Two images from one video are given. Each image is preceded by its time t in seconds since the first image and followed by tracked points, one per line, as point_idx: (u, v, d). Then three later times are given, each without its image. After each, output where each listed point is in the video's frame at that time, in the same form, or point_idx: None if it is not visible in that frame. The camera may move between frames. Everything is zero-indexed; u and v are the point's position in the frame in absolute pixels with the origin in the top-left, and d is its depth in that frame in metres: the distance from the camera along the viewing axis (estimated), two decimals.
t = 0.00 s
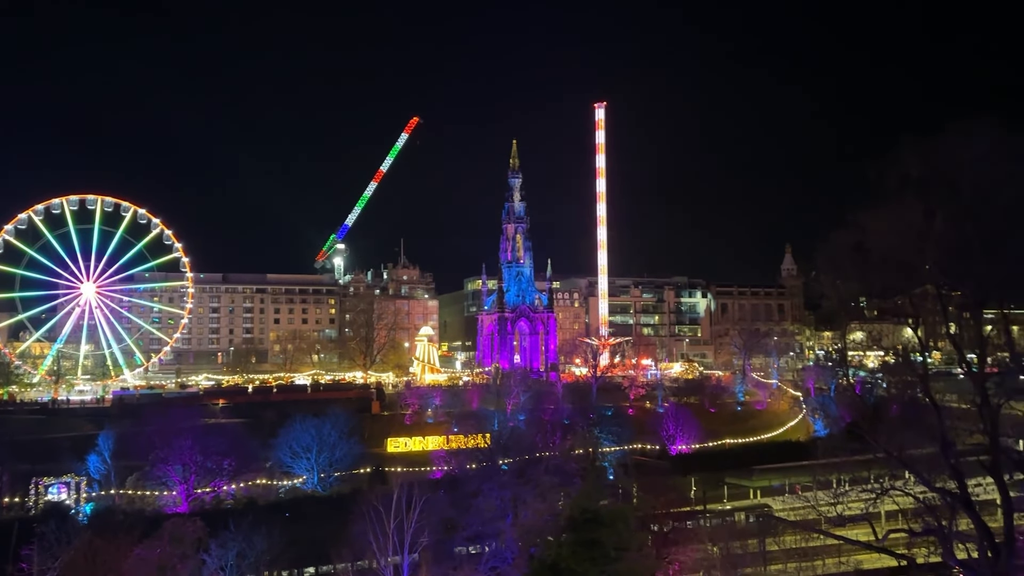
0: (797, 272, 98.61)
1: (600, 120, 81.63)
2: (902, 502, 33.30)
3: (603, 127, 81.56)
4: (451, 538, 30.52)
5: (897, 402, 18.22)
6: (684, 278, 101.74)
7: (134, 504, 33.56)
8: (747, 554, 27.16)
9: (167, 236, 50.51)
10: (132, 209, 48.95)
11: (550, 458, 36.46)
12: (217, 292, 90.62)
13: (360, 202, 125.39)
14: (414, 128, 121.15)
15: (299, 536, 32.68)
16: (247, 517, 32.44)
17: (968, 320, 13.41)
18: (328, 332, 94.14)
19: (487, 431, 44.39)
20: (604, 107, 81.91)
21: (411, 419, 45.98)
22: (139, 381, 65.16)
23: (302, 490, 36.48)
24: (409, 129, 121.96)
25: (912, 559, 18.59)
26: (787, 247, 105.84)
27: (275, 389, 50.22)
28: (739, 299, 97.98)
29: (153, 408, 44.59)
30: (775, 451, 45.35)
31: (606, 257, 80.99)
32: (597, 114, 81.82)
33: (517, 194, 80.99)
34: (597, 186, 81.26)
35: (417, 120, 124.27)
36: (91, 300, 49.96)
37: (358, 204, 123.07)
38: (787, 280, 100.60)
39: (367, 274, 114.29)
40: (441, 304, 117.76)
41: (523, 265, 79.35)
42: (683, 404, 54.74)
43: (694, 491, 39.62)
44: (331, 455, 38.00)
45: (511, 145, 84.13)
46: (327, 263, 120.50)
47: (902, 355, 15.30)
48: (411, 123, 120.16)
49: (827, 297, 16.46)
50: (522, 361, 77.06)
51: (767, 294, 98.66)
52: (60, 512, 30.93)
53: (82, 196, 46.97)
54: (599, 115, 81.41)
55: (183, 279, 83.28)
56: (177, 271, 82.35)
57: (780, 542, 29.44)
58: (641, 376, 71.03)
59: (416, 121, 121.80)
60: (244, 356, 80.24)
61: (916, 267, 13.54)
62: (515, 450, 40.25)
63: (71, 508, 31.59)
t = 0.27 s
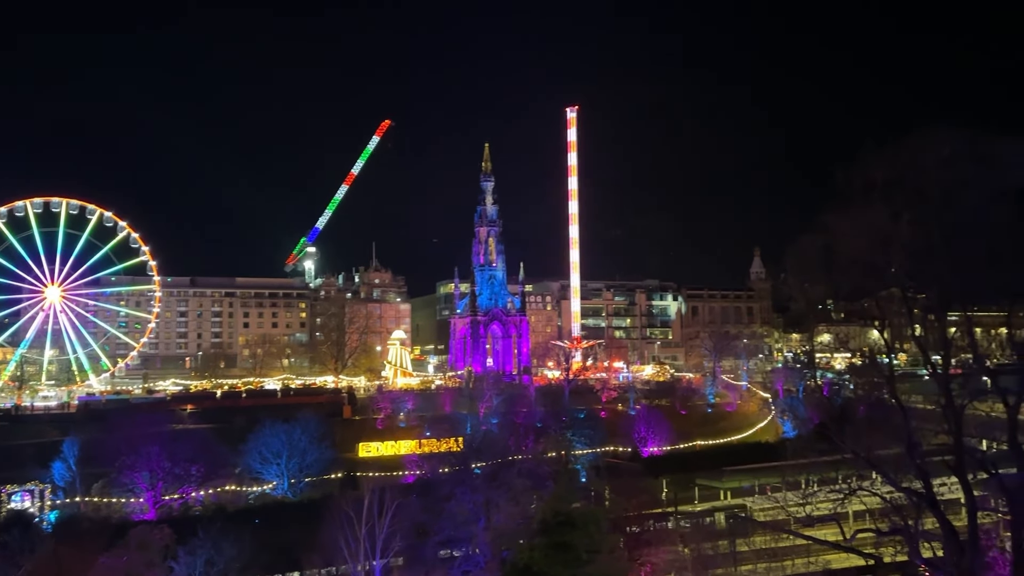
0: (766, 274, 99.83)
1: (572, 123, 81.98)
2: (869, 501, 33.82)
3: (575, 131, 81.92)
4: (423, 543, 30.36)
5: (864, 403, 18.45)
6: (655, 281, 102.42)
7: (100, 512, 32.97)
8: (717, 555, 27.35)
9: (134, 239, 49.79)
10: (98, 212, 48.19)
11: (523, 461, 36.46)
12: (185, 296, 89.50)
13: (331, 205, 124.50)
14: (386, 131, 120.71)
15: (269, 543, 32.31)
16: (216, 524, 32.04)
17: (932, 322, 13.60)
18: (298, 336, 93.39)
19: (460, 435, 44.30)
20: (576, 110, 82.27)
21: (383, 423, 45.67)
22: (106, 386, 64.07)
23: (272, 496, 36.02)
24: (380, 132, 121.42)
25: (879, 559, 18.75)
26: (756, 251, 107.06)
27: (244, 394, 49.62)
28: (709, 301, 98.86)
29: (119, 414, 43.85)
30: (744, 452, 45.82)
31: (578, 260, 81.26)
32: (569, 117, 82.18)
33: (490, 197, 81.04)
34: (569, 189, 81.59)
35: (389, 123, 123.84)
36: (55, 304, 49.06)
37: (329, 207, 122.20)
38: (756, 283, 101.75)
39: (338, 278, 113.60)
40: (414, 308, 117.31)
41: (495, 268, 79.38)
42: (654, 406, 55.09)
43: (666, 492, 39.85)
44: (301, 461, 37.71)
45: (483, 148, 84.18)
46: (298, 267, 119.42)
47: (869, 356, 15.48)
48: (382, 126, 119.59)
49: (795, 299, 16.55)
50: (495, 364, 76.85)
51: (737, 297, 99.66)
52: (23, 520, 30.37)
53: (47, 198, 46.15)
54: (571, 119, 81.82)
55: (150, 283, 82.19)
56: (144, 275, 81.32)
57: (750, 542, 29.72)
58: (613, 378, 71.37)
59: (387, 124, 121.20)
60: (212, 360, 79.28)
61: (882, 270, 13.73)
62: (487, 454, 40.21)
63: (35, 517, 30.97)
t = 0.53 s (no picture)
0: (733, 280, 100.83)
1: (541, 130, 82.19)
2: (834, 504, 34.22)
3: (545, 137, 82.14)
4: (391, 550, 30.17)
5: (828, 407, 18.66)
6: (624, 286, 102.99)
7: (61, 522, 32.04)
8: (686, 559, 27.52)
9: (96, 244, 48.90)
10: (60, 216, 47.25)
11: (492, 467, 36.40)
12: (149, 302, 88.12)
13: (299, 210, 123.31)
14: (355, 135, 120.02)
15: (234, 552, 31.87)
16: (181, 533, 31.54)
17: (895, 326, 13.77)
18: (265, 342, 92.34)
19: (429, 442, 44.12)
20: (545, 116, 82.49)
21: (351, 430, 45.32)
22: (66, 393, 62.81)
23: (237, 504, 35.33)
24: (349, 136, 120.63)
25: (844, 561, 18.96)
26: (723, 256, 108.20)
27: (210, 401, 48.93)
28: (677, 306, 99.65)
29: (82, 422, 42.90)
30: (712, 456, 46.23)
31: (548, 265, 81.43)
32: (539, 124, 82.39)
33: (460, 202, 80.93)
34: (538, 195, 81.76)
35: (358, 127, 123.04)
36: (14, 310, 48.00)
37: (296, 212, 121.08)
38: (723, 288, 102.75)
39: (306, 283, 112.61)
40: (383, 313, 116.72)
41: (465, 273, 79.27)
42: (623, 411, 55.28)
43: (635, 496, 40.03)
44: (267, 469, 37.24)
45: (453, 153, 84.09)
46: (265, 272, 118.14)
47: (833, 360, 15.63)
48: (351, 130, 118.83)
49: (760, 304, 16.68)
50: (464, 370, 76.49)
51: (705, 302, 100.56)
52: None
53: (6, 202, 45.17)
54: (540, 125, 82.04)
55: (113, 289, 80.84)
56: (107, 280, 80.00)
57: (717, 546, 29.96)
58: (582, 383, 71.61)
59: (356, 129, 120.45)
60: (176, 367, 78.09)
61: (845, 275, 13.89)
62: (457, 460, 40.03)
63: None
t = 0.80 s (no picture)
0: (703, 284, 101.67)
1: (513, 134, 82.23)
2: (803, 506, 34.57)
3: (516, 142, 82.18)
4: (362, 557, 29.94)
5: (796, 410, 18.89)
6: (595, 291, 103.29)
7: (24, 531, 31.36)
8: (657, 562, 27.64)
9: (61, 248, 48.00)
10: (22, 220, 46.31)
11: (464, 472, 36.26)
12: (114, 307, 86.74)
13: (268, 213, 122.03)
14: (325, 139, 119.15)
15: (202, 560, 31.42)
16: (147, 542, 31.03)
17: (862, 330, 13.93)
18: (234, 348, 91.32)
19: (400, 447, 43.86)
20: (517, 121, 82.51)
21: (321, 436, 44.90)
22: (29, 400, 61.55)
23: (205, 512, 34.87)
24: (319, 139, 119.66)
25: (812, 562, 19.15)
26: (693, 261, 109.00)
27: (178, 407, 48.20)
28: (648, 310, 100.15)
29: (46, 429, 42.03)
30: (683, 459, 46.50)
31: (520, 270, 81.41)
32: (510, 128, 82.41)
33: (431, 207, 80.68)
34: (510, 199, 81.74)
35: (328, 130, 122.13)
36: None
37: (266, 216, 119.84)
38: (694, 293, 103.46)
39: (276, 288, 111.58)
40: (354, 318, 115.97)
41: (437, 278, 79.05)
42: (594, 415, 55.42)
43: (606, 500, 40.12)
44: (235, 476, 36.79)
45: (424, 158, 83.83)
46: (233, 276, 116.77)
47: (801, 363, 15.79)
48: (321, 133, 117.87)
49: (730, 309, 16.80)
50: (436, 374, 76.34)
51: (675, 306, 101.16)
52: None
53: None
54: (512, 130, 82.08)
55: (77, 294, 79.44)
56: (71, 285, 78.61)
57: (688, 548, 30.14)
58: (554, 387, 71.67)
59: (326, 132, 119.48)
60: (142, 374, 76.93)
61: (813, 279, 14.08)
62: (428, 465, 39.86)
63: None
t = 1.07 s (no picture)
0: (677, 286, 102.34)
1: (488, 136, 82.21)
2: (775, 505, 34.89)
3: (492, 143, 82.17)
4: (336, 561, 29.71)
5: (769, 411, 19.06)
6: (570, 292, 103.51)
7: None
8: (632, 562, 27.74)
9: (28, 250, 47.19)
10: None
11: (439, 474, 36.11)
12: (83, 310, 85.48)
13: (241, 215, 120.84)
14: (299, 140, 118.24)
15: (173, 566, 30.99)
16: (117, 548, 30.55)
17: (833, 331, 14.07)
18: (205, 351, 90.41)
19: (375, 450, 43.61)
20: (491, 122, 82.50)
21: (295, 439, 44.50)
22: None
23: (177, 517, 34.44)
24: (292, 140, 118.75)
25: (785, 560, 19.30)
26: (667, 263, 109.66)
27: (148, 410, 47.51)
28: (623, 312, 100.56)
29: (13, 434, 41.24)
30: (657, 459, 46.72)
31: (495, 271, 81.36)
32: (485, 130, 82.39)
33: (406, 208, 80.42)
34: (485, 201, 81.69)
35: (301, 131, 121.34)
36: None
37: (238, 217, 118.67)
38: (668, 294, 104.04)
39: (248, 290, 110.52)
40: (328, 320, 115.25)
41: (412, 280, 78.81)
42: (570, 416, 55.52)
43: (581, 501, 40.18)
44: (207, 480, 36.36)
45: (399, 159, 83.57)
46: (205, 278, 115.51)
47: (773, 364, 15.92)
48: (294, 134, 116.95)
49: (704, 310, 16.88)
50: (412, 376, 76.08)
51: (650, 308, 101.65)
52: None
53: None
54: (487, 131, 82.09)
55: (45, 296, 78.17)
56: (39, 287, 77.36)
57: (662, 548, 30.29)
58: (530, 389, 71.71)
59: (299, 132, 118.56)
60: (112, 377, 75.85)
61: (785, 281, 14.20)
62: (403, 468, 39.71)
63: None
